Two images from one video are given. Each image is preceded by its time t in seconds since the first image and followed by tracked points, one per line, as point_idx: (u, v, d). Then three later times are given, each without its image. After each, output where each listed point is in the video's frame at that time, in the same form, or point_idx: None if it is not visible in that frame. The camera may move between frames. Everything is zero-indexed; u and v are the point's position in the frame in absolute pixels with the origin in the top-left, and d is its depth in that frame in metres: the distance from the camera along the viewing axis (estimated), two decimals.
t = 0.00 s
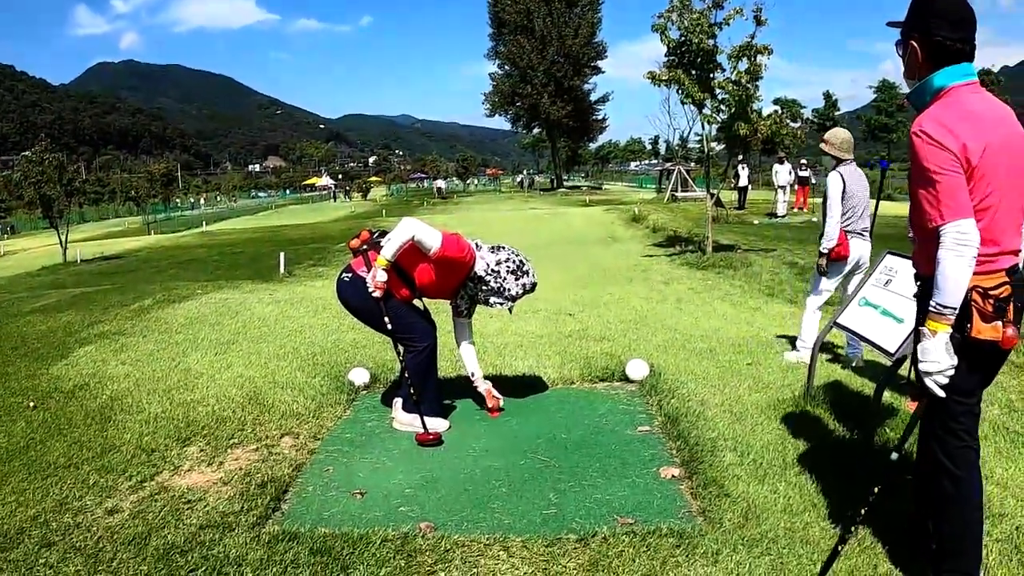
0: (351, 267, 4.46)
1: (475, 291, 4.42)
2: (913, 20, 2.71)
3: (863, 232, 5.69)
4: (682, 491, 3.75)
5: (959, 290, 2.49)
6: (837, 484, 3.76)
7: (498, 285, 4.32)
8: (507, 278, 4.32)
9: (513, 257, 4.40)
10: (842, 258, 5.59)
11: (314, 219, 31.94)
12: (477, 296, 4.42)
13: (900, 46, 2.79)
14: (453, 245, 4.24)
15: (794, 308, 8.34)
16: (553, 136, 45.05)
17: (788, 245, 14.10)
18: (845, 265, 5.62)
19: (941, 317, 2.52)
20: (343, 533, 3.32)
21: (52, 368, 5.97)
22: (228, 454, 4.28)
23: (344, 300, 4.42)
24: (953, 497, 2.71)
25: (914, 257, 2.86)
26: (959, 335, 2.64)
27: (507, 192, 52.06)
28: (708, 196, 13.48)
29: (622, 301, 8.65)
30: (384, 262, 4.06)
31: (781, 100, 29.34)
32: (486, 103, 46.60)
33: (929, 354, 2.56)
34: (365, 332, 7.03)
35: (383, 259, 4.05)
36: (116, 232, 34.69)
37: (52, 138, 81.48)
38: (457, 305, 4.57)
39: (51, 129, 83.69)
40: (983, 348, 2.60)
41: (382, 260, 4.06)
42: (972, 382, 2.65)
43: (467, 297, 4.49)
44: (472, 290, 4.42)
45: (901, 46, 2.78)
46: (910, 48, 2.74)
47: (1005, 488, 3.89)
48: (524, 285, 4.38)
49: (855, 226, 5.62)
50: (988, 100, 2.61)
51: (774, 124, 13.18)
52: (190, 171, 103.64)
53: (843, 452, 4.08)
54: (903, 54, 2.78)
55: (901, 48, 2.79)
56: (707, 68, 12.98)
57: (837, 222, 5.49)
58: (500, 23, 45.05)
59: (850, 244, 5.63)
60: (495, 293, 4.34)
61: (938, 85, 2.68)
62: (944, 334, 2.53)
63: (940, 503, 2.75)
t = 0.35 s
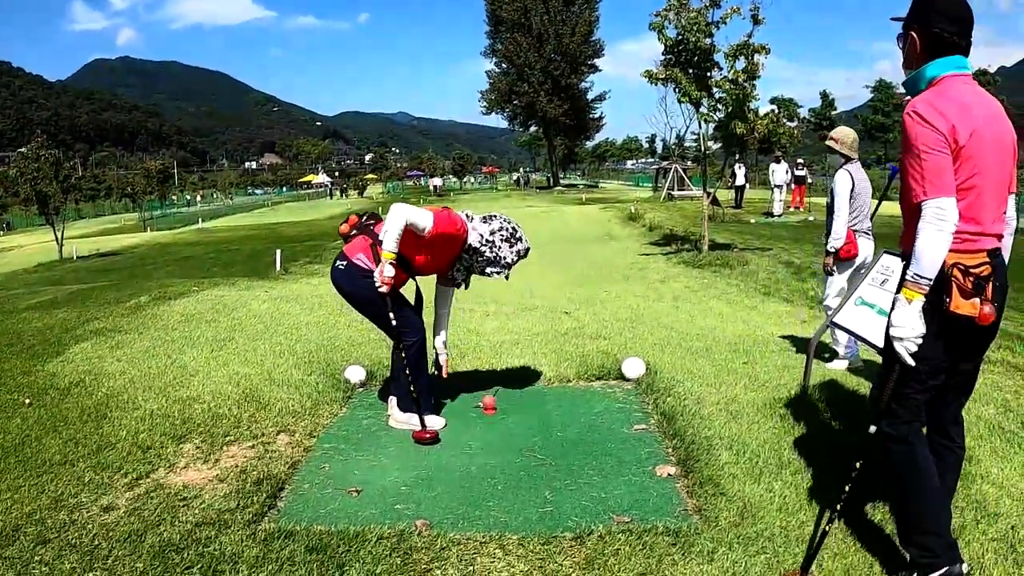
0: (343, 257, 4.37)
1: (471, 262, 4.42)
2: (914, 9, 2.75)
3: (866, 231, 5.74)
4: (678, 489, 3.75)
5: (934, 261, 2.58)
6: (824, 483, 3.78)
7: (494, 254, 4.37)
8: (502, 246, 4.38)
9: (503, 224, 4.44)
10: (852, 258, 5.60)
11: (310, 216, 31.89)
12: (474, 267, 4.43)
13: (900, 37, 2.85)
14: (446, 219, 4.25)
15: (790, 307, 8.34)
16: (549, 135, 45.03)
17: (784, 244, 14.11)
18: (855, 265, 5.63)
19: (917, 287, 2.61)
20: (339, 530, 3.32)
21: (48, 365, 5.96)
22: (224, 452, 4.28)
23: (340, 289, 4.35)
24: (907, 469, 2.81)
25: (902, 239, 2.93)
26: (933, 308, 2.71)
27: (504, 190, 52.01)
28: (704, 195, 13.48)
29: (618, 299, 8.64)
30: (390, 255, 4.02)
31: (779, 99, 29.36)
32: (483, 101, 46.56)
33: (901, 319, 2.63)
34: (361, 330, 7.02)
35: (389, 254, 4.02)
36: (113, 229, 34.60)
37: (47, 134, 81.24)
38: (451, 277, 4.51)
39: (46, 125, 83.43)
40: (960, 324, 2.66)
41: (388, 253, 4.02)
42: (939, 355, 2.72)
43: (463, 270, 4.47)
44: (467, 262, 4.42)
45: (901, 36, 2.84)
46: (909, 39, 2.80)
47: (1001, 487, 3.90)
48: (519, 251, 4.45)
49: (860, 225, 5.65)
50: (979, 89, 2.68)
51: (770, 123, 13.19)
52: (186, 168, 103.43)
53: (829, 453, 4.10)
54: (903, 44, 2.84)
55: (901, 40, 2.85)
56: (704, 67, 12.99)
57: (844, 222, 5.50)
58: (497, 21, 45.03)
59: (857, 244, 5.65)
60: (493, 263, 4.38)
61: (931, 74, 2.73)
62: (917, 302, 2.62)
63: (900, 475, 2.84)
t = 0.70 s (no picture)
0: (345, 252, 4.33)
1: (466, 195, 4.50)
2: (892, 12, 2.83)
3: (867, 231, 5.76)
4: (679, 489, 3.74)
5: (907, 255, 2.63)
6: (821, 478, 3.78)
7: (484, 180, 4.41)
8: (489, 169, 4.39)
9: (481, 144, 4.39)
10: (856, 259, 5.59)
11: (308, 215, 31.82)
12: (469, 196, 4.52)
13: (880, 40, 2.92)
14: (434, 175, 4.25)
15: (789, 307, 8.33)
16: (546, 134, 45.01)
17: (782, 243, 14.10)
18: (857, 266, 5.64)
19: (888, 280, 2.66)
20: (338, 530, 3.31)
21: (45, 365, 5.94)
22: (223, 451, 4.27)
23: (356, 287, 4.30)
24: (858, 457, 2.97)
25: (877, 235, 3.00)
26: (901, 302, 2.81)
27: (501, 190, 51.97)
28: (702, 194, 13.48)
29: (616, 299, 8.63)
30: (420, 254, 4.18)
31: (776, 99, 29.38)
32: (480, 100, 46.54)
33: (867, 313, 2.69)
34: (360, 329, 7.00)
35: (418, 253, 4.17)
36: (109, 227, 34.50)
37: (44, 132, 81.02)
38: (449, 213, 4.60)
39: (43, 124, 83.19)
40: (941, 318, 2.74)
41: (419, 252, 4.17)
42: (906, 346, 2.80)
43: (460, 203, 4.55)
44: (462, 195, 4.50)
45: (879, 38, 2.92)
46: (888, 39, 2.87)
47: (1001, 488, 3.90)
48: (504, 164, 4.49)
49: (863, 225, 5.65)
50: (955, 87, 2.75)
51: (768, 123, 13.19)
52: (183, 167, 103.25)
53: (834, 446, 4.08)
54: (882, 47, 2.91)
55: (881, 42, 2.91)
56: (702, 66, 12.98)
57: (847, 222, 5.52)
58: (494, 21, 45.02)
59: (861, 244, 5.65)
60: (486, 186, 4.44)
61: (909, 74, 2.81)
62: (886, 295, 2.67)
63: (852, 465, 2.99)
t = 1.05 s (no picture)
0: (355, 249, 4.38)
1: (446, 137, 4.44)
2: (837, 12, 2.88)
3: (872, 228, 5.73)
4: (678, 486, 3.74)
5: (862, 261, 2.69)
6: (816, 477, 3.83)
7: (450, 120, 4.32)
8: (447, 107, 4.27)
9: (431, 91, 4.24)
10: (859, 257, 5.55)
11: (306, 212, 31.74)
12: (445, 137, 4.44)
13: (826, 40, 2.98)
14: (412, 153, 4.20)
15: (787, 304, 8.33)
16: (544, 132, 44.98)
17: (779, 242, 14.09)
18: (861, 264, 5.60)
19: (844, 285, 2.74)
20: (338, 527, 3.30)
21: (43, 361, 5.91)
22: (221, 448, 4.25)
23: (369, 285, 4.36)
24: (849, 462, 3.00)
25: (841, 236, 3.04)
26: (861, 304, 2.85)
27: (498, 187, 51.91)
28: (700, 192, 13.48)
29: (615, 297, 8.62)
30: (417, 247, 4.21)
31: (774, 97, 29.40)
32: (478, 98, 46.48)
33: (825, 317, 2.80)
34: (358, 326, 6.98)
35: (416, 246, 4.20)
36: (106, 224, 34.42)
37: (40, 128, 80.73)
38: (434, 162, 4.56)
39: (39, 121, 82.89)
40: (902, 318, 2.76)
41: (417, 246, 4.20)
42: (872, 348, 2.85)
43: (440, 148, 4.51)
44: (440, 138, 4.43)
45: (825, 38, 2.97)
46: (836, 38, 2.91)
47: (1000, 485, 3.91)
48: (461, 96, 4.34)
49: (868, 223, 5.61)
50: (905, 82, 2.79)
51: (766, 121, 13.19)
52: (179, 164, 102.97)
53: (829, 448, 4.13)
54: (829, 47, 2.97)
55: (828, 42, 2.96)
56: (701, 64, 12.96)
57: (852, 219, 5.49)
58: (492, 18, 44.97)
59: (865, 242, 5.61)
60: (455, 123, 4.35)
61: (860, 71, 2.85)
62: (842, 300, 2.77)
63: (845, 469, 3.02)
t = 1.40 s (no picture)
0: (342, 254, 4.44)
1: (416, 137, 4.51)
2: (818, 21, 2.90)
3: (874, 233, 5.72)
4: (679, 490, 3.75)
5: (860, 268, 2.71)
6: (814, 482, 3.85)
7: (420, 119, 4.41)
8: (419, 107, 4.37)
9: (404, 92, 4.34)
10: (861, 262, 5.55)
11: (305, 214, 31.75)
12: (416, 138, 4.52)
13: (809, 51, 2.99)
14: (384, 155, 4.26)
15: (787, 308, 8.34)
16: (543, 134, 45.00)
17: (779, 245, 14.11)
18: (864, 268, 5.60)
19: (843, 292, 2.77)
20: (340, 532, 3.31)
21: (43, 364, 5.92)
22: (222, 451, 4.26)
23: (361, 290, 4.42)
24: (850, 470, 3.01)
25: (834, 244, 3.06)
26: (860, 311, 2.86)
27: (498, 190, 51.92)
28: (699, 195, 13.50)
29: (614, 300, 8.62)
30: (401, 248, 4.23)
31: (773, 100, 29.48)
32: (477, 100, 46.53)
33: (825, 325, 2.81)
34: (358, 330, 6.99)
35: (400, 248, 4.22)
36: (106, 226, 34.45)
37: (40, 130, 80.72)
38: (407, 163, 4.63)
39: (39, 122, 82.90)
40: (901, 324, 2.78)
41: (400, 247, 4.22)
42: (872, 355, 2.86)
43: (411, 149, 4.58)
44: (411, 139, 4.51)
45: (808, 46, 2.99)
46: (824, 46, 2.91)
47: (999, 489, 3.92)
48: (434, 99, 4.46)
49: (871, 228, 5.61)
50: (894, 88, 2.80)
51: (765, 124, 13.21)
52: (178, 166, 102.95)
53: (829, 454, 4.14)
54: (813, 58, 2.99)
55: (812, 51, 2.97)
56: (700, 67, 12.98)
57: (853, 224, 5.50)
58: (491, 21, 45.02)
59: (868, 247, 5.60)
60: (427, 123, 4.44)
61: (848, 78, 2.86)
62: (841, 307, 2.78)
63: (844, 476, 3.02)
